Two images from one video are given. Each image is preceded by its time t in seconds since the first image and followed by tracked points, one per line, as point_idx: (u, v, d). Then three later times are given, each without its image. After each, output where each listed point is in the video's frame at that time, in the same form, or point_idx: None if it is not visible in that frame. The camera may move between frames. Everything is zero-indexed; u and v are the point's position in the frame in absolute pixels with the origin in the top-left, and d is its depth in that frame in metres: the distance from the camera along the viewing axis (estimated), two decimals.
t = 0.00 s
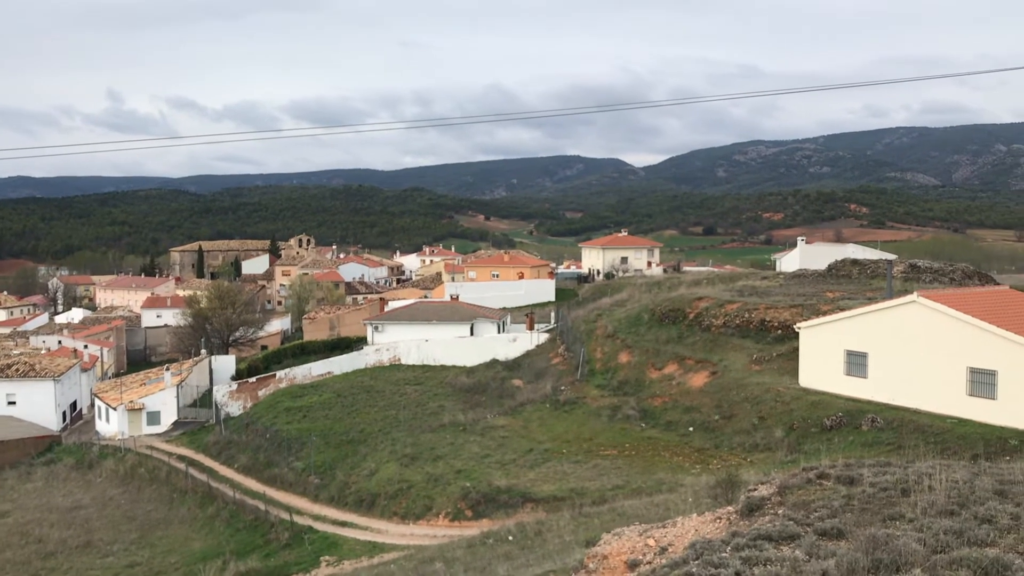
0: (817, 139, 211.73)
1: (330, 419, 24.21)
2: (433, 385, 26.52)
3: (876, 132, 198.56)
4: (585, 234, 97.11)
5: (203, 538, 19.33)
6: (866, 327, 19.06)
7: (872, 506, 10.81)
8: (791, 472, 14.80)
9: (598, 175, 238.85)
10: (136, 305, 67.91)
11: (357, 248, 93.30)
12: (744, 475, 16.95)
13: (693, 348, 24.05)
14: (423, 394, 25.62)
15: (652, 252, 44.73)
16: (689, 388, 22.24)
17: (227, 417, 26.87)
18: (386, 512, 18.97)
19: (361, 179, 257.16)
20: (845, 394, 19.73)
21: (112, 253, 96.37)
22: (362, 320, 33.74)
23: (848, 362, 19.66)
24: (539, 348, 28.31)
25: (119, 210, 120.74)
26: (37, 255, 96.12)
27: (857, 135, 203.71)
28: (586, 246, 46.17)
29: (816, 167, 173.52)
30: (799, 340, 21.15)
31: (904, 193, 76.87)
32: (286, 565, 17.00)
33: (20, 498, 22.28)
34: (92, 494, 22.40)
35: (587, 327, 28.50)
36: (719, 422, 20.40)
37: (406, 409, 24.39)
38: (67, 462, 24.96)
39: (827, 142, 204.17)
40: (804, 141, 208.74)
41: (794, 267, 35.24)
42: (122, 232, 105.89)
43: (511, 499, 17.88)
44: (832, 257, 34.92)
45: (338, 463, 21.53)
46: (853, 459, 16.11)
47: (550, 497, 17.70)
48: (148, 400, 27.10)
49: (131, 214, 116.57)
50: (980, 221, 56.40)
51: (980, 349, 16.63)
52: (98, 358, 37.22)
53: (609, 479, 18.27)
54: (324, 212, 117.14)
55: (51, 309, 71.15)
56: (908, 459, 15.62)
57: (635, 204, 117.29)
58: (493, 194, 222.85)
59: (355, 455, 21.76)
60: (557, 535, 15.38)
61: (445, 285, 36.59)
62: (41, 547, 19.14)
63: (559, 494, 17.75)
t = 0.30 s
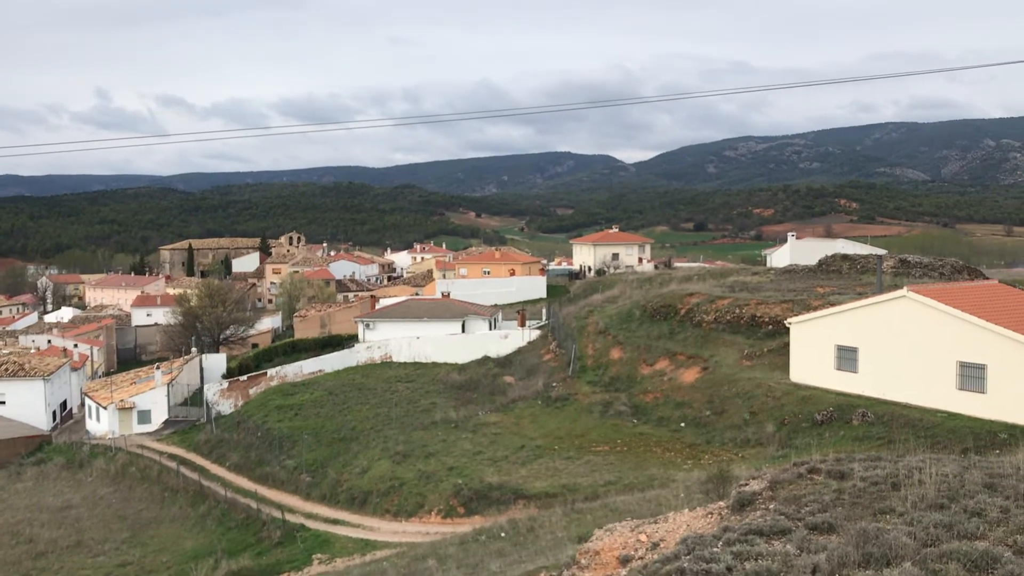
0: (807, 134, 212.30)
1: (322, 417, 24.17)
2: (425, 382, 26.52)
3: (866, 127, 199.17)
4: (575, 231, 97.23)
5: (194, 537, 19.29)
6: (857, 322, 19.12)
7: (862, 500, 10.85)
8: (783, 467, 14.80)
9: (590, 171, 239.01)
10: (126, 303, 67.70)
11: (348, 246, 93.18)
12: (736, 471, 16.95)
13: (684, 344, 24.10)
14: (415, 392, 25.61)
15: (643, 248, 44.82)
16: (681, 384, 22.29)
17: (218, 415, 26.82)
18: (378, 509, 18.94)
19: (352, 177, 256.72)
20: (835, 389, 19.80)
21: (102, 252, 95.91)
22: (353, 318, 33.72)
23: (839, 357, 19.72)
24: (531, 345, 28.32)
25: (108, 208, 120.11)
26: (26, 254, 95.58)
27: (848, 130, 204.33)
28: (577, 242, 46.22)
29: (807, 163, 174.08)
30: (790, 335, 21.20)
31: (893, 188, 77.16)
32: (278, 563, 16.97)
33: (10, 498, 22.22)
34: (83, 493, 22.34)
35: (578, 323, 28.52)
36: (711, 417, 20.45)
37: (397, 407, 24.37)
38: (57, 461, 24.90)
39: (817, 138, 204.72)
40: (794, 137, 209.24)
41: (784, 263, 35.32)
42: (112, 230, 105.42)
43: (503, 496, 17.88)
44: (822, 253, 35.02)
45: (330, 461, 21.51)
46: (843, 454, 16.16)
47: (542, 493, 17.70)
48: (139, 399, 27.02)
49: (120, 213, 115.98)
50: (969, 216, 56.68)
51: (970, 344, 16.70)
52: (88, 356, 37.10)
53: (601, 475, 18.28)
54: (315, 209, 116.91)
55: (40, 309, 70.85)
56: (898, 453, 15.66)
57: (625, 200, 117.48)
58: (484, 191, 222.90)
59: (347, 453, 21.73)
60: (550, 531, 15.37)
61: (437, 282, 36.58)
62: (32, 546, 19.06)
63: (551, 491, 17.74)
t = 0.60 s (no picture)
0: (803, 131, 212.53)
1: (318, 416, 24.16)
2: (420, 380, 26.53)
3: (860, 122, 199.44)
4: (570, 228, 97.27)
5: (190, 536, 19.27)
6: (852, 318, 19.14)
7: (857, 495, 10.86)
8: (778, 463, 14.80)
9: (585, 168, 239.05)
10: (121, 303, 67.62)
11: (343, 244, 93.12)
12: (731, 467, 16.96)
13: (679, 341, 24.13)
14: (411, 390, 25.61)
15: (638, 245, 44.87)
16: (675, 380, 22.32)
17: (213, 414, 26.81)
18: (374, 508, 18.92)
19: (346, 176, 256.57)
20: (830, 385, 19.83)
21: (96, 251, 95.71)
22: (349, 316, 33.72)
23: (834, 353, 19.76)
24: (526, 342, 28.34)
25: (102, 208, 119.84)
26: (20, 253, 95.30)
27: (843, 127, 204.59)
28: (572, 239, 46.24)
29: (801, 159, 174.24)
30: (784, 331, 21.23)
31: (888, 185, 77.24)
32: (274, 562, 16.95)
33: (5, 498, 22.18)
34: (79, 493, 22.31)
35: (574, 320, 28.54)
36: (706, 413, 20.47)
37: (393, 405, 24.37)
38: (52, 461, 24.86)
39: (812, 134, 204.92)
40: (789, 134, 209.45)
41: (779, 259, 35.35)
42: (106, 229, 105.18)
43: (499, 493, 17.88)
44: (816, 249, 35.07)
45: (326, 459, 21.50)
46: (838, 449, 16.18)
47: (538, 490, 17.69)
48: (134, 399, 26.99)
49: (114, 212, 115.70)
50: (963, 211, 56.79)
51: (963, 339, 16.73)
52: (83, 356, 37.03)
53: (597, 472, 18.29)
54: (310, 208, 116.76)
55: (35, 308, 70.72)
56: (894, 448, 15.68)
57: (620, 198, 117.50)
58: (479, 189, 222.76)
59: (343, 451, 21.72)
60: (546, 528, 15.35)
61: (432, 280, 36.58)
62: (27, 547, 19.03)
63: (547, 488, 17.74)
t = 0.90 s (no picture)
0: (802, 129, 212.40)
1: (318, 415, 24.17)
2: (420, 380, 26.54)
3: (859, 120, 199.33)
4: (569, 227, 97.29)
5: (191, 536, 19.29)
6: (851, 316, 19.16)
7: (858, 493, 10.88)
8: (778, 461, 14.82)
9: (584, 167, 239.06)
10: (120, 303, 67.68)
11: (342, 244, 93.13)
12: (731, 465, 16.97)
13: (679, 339, 24.15)
14: (411, 389, 25.63)
15: (637, 244, 44.87)
16: (675, 379, 22.34)
17: (213, 414, 26.83)
18: (375, 507, 18.93)
19: (345, 175, 256.60)
20: (830, 383, 19.86)
21: (95, 251, 95.70)
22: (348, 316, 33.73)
23: (833, 351, 19.77)
24: (525, 341, 28.34)
25: (101, 208, 119.89)
26: (19, 254, 95.27)
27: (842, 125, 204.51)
28: (571, 239, 46.24)
29: (800, 157, 174.21)
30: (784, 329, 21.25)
31: (887, 183, 77.19)
32: (275, 562, 16.96)
33: (6, 499, 22.21)
34: (79, 493, 22.33)
35: (573, 319, 28.58)
36: (706, 412, 20.48)
37: (393, 404, 24.39)
38: (53, 462, 24.90)
39: (811, 133, 204.92)
40: (788, 132, 209.41)
41: (779, 257, 35.30)
42: (105, 230, 105.17)
43: (499, 492, 17.90)
44: (815, 248, 35.04)
45: (326, 459, 21.52)
46: (838, 447, 16.19)
47: (538, 489, 17.70)
48: (134, 399, 27.00)
49: (114, 212, 115.76)
50: (962, 209, 56.74)
51: (963, 337, 16.75)
52: (82, 357, 37.05)
53: (597, 470, 18.30)
54: (309, 207, 116.76)
55: (34, 308, 70.74)
56: (894, 446, 15.69)
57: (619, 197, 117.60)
58: (478, 189, 222.75)
59: (343, 451, 21.74)
60: (546, 527, 15.36)
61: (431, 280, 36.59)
62: (28, 547, 19.05)
63: (548, 487, 17.75)
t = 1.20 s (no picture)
0: (804, 128, 212.14)
1: (321, 416, 24.18)
2: (423, 380, 26.54)
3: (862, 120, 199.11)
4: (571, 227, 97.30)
5: (194, 536, 19.30)
6: (853, 316, 19.13)
7: (861, 493, 10.84)
8: (782, 462, 14.79)
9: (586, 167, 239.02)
10: (123, 304, 67.80)
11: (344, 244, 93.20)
12: (735, 465, 16.94)
13: (682, 339, 24.12)
14: (414, 390, 25.62)
15: (640, 244, 44.85)
16: (678, 379, 22.32)
17: (216, 415, 26.84)
18: (378, 508, 18.93)
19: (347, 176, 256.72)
20: (833, 383, 19.82)
21: (97, 252, 95.74)
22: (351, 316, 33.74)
23: (836, 351, 19.75)
24: (528, 341, 28.33)
25: (104, 209, 120.11)
26: (21, 255, 95.35)
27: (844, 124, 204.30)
28: (574, 239, 46.22)
29: (803, 157, 174.00)
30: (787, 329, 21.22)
31: (890, 182, 77.00)
32: (278, 562, 16.95)
33: (9, 500, 22.22)
34: (82, 494, 22.35)
35: (576, 320, 28.55)
36: (709, 412, 20.46)
37: (395, 405, 24.38)
38: (56, 463, 24.90)
39: (813, 132, 204.77)
40: (791, 132, 209.24)
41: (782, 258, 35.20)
42: (108, 231, 105.29)
43: (502, 493, 17.89)
44: (818, 248, 34.97)
45: (328, 459, 21.52)
46: (842, 447, 16.17)
47: (541, 490, 17.69)
48: (137, 400, 27.03)
49: (117, 213, 115.93)
50: (966, 208, 56.64)
51: (966, 337, 16.72)
52: (85, 357, 37.10)
53: (600, 471, 18.28)
54: (311, 208, 116.82)
55: (37, 309, 70.81)
56: (897, 446, 15.66)
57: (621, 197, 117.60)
58: (480, 189, 222.83)
59: (346, 451, 21.74)
60: (549, 527, 15.34)
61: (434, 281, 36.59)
62: (32, 548, 19.06)
63: (550, 488, 17.72)
